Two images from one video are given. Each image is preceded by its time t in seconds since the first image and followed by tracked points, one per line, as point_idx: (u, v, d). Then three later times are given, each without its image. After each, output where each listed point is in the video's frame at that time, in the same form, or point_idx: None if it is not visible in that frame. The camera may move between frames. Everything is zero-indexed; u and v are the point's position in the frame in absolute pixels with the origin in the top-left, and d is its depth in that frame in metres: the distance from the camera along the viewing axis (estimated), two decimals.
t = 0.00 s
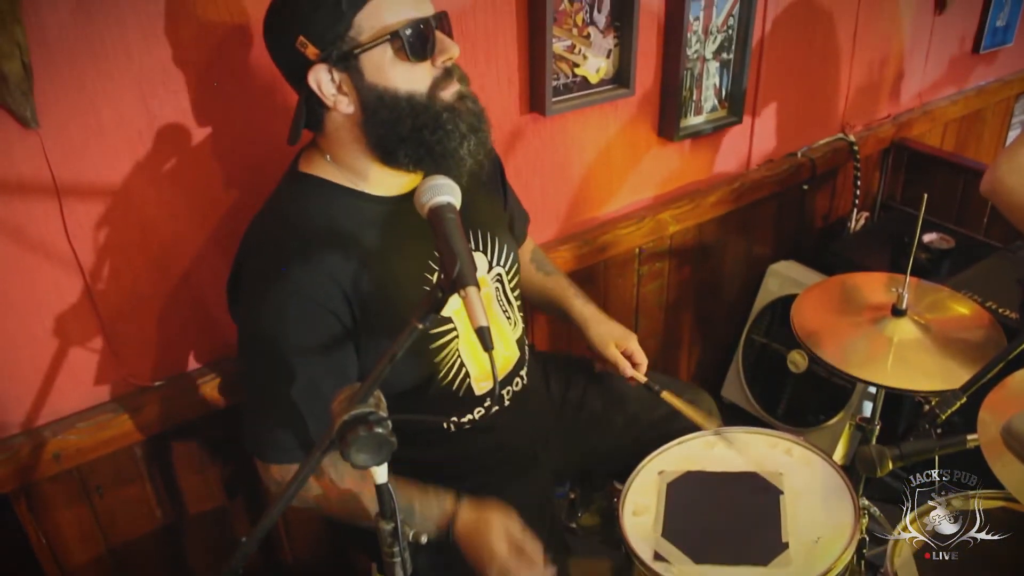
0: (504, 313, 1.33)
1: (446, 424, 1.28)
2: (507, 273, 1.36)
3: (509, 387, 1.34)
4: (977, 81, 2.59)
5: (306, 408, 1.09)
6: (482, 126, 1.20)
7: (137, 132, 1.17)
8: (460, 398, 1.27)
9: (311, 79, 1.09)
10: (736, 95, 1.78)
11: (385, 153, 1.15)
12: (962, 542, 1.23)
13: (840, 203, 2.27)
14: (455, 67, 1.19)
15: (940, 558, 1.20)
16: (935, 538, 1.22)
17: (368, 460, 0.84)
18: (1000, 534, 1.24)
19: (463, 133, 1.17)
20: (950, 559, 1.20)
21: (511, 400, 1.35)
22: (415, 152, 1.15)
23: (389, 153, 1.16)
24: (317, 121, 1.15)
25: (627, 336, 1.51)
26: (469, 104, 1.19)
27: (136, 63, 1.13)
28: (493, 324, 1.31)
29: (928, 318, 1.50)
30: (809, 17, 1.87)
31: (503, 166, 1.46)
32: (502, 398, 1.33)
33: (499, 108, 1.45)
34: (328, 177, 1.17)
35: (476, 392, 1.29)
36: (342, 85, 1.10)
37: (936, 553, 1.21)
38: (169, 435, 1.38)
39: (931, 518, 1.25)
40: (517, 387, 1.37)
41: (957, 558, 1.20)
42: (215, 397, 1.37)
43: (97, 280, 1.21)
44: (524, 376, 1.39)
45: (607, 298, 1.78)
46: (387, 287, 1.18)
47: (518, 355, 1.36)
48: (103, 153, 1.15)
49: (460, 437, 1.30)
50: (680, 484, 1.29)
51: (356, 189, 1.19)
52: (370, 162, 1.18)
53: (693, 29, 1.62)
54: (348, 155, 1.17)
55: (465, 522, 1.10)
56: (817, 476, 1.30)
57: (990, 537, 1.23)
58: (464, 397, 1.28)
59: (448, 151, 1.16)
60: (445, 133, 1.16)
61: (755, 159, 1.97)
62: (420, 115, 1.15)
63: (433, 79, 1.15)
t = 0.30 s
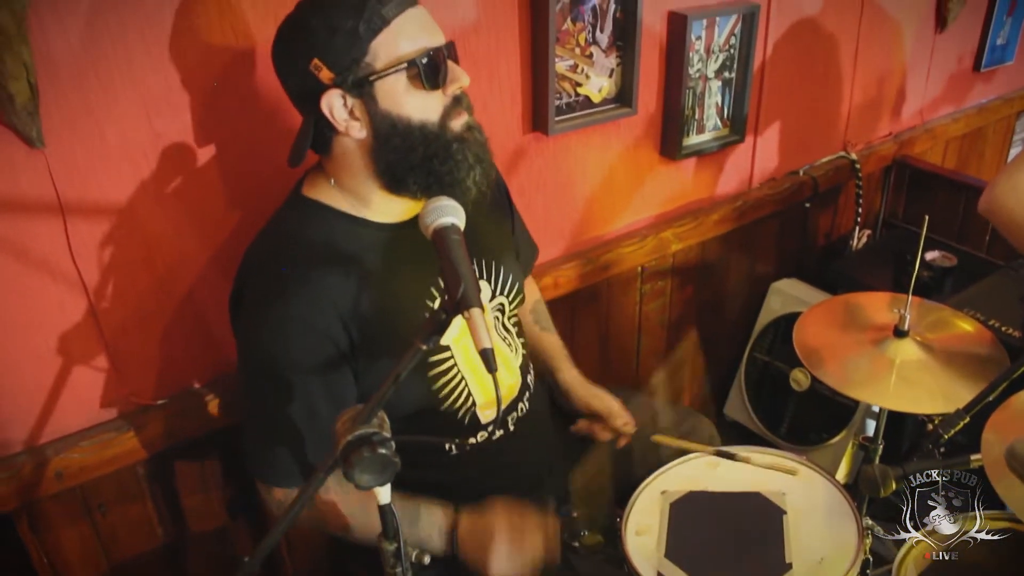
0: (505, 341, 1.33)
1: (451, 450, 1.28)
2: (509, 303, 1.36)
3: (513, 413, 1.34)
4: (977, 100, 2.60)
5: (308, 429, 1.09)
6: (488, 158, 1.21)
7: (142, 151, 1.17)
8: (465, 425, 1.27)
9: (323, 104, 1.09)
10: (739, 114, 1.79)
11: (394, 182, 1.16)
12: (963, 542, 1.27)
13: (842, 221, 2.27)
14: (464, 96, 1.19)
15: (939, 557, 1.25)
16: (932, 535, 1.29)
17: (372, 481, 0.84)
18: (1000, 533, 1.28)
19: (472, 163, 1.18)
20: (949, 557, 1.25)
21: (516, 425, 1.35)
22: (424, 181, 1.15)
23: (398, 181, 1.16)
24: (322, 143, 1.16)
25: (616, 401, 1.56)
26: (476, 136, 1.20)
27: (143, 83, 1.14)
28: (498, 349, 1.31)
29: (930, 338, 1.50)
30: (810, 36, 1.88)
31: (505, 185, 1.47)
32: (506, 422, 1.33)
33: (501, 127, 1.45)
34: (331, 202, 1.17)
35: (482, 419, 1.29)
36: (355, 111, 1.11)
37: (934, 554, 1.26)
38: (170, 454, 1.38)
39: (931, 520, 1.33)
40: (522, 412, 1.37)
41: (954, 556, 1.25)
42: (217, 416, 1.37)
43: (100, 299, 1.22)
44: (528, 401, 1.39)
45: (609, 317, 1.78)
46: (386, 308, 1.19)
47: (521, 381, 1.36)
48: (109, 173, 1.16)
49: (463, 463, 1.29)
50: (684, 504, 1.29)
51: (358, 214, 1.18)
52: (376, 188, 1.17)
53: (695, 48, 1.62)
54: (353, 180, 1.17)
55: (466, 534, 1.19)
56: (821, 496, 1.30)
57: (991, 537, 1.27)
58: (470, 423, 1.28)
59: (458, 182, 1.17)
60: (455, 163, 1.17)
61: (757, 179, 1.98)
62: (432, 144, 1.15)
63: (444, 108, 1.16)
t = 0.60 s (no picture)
0: (514, 354, 1.33)
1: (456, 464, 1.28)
2: (517, 312, 1.36)
3: (519, 427, 1.34)
4: (981, 114, 2.60)
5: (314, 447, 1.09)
6: (491, 174, 1.21)
7: (149, 168, 1.18)
8: (471, 440, 1.27)
9: (323, 125, 1.10)
10: (743, 130, 1.79)
11: (396, 197, 1.16)
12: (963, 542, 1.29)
13: (847, 236, 2.27)
14: (465, 105, 1.19)
15: (941, 557, 1.25)
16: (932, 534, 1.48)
17: (378, 499, 0.84)
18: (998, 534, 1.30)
19: (473, 180, 1.18)
20: (952, 558, 1.25)
21: (521, 440, 1.35)
22: (426, 197, 1.16)
23: (399, 197, 1.16)
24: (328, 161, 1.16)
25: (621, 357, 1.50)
26: (480, 153, 1.20)
27: (150, 101, 1.14)
28: (504, 362, 1.31)
29: (936, 354, 1.50)
30: (814, 53, 1.88)
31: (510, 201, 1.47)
32: (511, 438, 1.33)
33: (507, 144, 1.46)
34: (334, 221, 1.18)
35: (486, 434, 1.29)
36: (355, 130, 1.12)
37: (935, 555, 1.25)
38: (175, 470, 1.38)
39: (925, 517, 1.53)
40: (528, 427, 1.37)
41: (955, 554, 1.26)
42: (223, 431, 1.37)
43: (106, 315, 1.22)
44: (534, 416, 1.39)
45: (615, 333, 1.78)
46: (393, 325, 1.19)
47: (527, 396, 1.36)
48: (116, 190, 1.16)
49: (469, 478, 1.30)
50: (689, 521, 1.28)
51: (362, 232, 1.19)
52: (380, 207, 1.18)
53: (700, 65, 1.63)
54: (357, 200, 1.18)
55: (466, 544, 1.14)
56: (827, 513, 1.29)
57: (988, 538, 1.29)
58: (476, 439, 1.28)
59: (460, 198, 1.17)
60: (456, 177, 1.17)
61: (761, 195, 1.98)
62: (431, 158, 1.15)
63: (443, 121, 1.16)
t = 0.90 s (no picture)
0: (519, 364, 1.33)
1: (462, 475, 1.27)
2: (521, 323, 1.36)
3: (523, 438, 1.34)
4: (985, 124, 2.61)
5: (321, 459, 1.09)
6: (503, 198, 1.23)
7: (155, 182, 1.18)
8: (472, 448, 1.27)
9: (347, 138, 1.10)
10: (747, 140, 1.79)
11: (414, 215, 1.17)
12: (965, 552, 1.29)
13: (851, 246, 2.27)
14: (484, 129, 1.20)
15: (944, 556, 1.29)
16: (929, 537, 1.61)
17: (384, 512, 0.84)
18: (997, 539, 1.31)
19: (490, 202, 1.20)
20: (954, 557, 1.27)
21: (525, 450, 1.34)
22: (446, 216, 1.17)
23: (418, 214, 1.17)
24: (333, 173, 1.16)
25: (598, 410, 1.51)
26: (495, 176, 1.22)
27: (156, 114, 1.15)
28: (510, 373, 1.31)
29: (942, 365, 1.50)
30: (818, 64, 1.89)
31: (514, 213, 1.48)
32: (517, 448, 1.32)
33: (511, 156, 1.46)
34: (344, 233, 1.18)
35: (489, 442, 1.28)
36: (378, 144, 1.11)
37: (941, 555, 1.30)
38: (179, 483, 1.37)
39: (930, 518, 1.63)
40: (532, 437, 1.36)
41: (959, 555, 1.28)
42: (227, 443, 1.37)
43: (112, 328, 1.22)
44: (539, 426, 1.39)
45: (619, 344, 1.78)
46: (399, 337, 1.19)
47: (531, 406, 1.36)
48: (122, 203, 1.16)
49: (472, 487, 1.29)
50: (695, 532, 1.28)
51: (372, 245, 1.19)
52: (392, 221, 1.18)
53: (704, 76, 1.63)
54: (367, 212, 1.18)
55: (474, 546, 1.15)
56: (834, 524, 1.29)
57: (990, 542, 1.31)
58: (479, 446, 1.27)
59: (477, 219, 1.18)
60: (476, 199, 1.18)
61: (765, 206, 1.98)
62: (454, 179, 1.16)
63: (466, 143, 1.17)
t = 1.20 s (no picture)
0: (526, 376, 1.33)
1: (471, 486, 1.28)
2: (529, 335, 1.36)
3: (532, 450, 1.34)
4: (991, 130, 2.60)
5: (331, 471, 1.09)
6: (510, 218, 1.22)
7: (163, 193, 1.19)
8: (483, 460, 1.27)
9: (348, 150, 1.11)
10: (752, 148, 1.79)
11: (414, 230, 1.17)
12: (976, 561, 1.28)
13: (857, 253, 2.27)
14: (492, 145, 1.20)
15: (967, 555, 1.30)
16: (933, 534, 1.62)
17: (394, 523, 0.84)
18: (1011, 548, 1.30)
19: (492, 222, 1.19)
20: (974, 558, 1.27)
21: (533, 462, 1.34)
22: (444, 232, 1.17)
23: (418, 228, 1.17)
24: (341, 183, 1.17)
25: (625, 427, 1.52)
26: (501, 196, 1.21)
27: (163, 126, 1.15)
28: (519, 386, 1.31)
29: (951, 373, 1.49)
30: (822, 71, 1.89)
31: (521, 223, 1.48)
32: (525, 458, 1.32)
33: (517, 165, 1.46)
34: (353, 244, 1.18)
35: (499, 455, 1.29)
36: (379, 156, 1.12)
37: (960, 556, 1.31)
38: (188, 494, 1.37)
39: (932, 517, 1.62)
40: (541, 450, 1.36)
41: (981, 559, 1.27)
42: (236, 454, 1.37)
43: (120, 339, 1.22)
44: (547, 437, 1.39)
45: (626, 352, 1.78)
46: (408, 348, 1.19)
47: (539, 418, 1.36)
48: (130, 215, 1.17)
49: (481, 498, 1.29)
50: (704, 540, 1.28)
51: (381, 256, 1.19)
52: (400, 233, 1.19)
53: (709, 85, 1.63)
54: (376, 224, 1.19)
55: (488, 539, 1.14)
56: (843, 533, 1.28)
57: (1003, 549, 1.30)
58: (487, 459, 1.27)
59: (477, 238, 1.18)
60: (475, 218, 1.18)
61: (771, 215, 1.99)
62: (452, 195, 1.16)
63: (467, 158, 1.16)
